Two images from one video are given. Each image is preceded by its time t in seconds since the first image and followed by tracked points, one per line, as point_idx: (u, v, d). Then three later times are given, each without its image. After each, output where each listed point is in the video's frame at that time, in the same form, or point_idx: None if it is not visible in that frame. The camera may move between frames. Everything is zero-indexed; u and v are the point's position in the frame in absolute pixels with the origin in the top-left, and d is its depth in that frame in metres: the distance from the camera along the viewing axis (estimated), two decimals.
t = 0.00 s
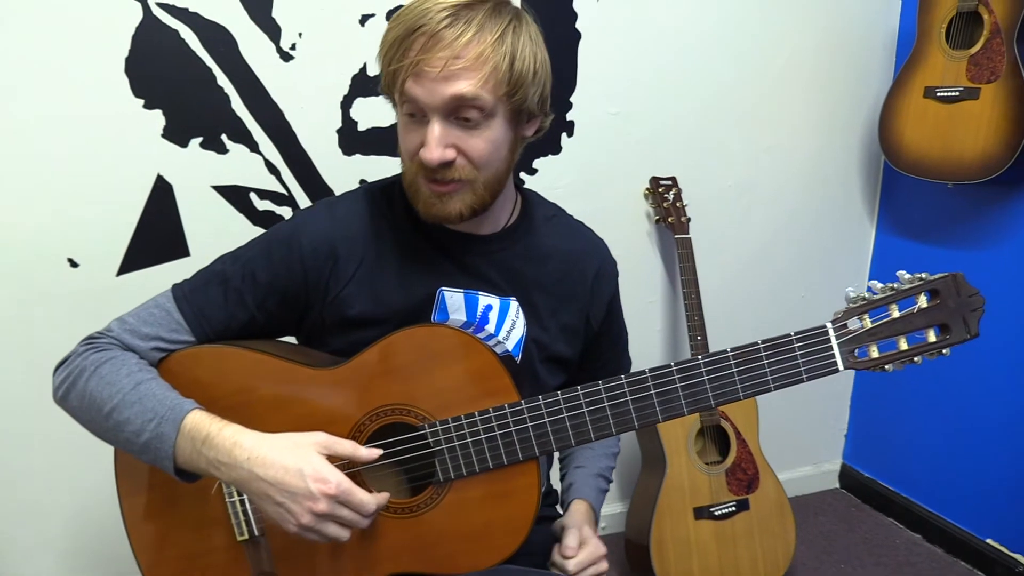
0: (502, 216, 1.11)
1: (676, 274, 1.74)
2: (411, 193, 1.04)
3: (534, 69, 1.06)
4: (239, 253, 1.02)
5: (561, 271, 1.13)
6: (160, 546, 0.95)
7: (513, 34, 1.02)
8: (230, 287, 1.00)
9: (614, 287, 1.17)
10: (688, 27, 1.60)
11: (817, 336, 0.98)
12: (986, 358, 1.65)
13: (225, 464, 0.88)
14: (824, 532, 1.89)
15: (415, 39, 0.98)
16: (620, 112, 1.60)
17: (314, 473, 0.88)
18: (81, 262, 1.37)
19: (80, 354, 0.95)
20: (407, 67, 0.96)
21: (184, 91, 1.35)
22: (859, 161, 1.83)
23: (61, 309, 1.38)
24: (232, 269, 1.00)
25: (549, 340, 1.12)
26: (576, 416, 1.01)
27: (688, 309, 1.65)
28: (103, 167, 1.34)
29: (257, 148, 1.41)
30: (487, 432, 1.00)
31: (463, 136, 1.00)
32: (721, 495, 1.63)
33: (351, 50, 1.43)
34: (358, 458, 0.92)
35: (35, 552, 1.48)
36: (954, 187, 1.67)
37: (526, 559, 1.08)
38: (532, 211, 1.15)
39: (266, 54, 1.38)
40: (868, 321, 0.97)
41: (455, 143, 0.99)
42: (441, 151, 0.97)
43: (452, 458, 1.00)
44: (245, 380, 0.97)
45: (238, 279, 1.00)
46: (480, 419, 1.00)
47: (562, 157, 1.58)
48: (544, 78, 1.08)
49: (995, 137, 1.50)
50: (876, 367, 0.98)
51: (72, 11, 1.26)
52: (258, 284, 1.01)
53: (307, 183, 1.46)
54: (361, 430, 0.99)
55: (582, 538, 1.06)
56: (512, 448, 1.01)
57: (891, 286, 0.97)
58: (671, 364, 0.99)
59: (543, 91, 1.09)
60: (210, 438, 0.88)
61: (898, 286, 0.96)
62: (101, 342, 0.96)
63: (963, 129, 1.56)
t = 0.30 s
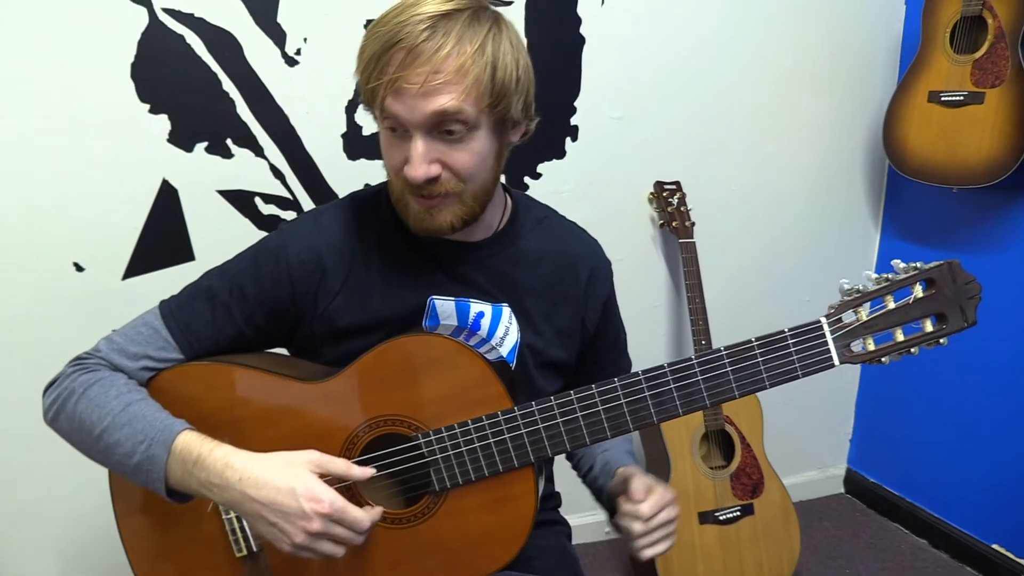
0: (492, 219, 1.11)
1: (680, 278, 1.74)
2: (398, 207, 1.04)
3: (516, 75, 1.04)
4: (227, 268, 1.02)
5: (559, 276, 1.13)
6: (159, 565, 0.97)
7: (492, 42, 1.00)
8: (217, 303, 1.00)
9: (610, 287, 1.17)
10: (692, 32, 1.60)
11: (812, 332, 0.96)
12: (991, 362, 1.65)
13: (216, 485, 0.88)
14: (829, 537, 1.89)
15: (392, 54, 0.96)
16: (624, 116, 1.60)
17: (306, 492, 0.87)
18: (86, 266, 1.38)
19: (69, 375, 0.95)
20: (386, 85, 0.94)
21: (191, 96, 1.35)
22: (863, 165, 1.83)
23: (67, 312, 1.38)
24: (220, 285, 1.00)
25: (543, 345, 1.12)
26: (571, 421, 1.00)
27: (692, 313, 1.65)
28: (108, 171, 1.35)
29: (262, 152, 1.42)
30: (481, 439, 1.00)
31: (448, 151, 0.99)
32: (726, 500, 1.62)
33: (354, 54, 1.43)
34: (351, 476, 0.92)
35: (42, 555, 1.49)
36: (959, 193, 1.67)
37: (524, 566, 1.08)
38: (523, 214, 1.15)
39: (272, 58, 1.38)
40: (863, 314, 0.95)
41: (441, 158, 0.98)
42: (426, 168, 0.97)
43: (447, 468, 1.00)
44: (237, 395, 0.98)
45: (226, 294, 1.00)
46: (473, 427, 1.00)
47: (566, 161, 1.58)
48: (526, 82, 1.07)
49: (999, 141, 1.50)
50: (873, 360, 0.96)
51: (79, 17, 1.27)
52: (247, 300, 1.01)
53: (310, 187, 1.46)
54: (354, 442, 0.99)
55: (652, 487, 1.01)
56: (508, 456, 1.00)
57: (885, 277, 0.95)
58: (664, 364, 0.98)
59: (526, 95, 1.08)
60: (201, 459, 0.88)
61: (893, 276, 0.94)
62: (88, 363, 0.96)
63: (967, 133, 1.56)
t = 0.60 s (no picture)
0: (487, 220, 1.09)
1: (685, 278, 1.74)
2: (391, 224, 1.03)
3: (502, 85, 0.99)
4: (220, 273, 1.02)
5: (561, 276, 1.12)
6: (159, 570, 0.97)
7: (473, 57, 0.94)
8: (212, 308, 1.00)
9: (609, 282, 1.15)
10: (697, 32, 1.60)
11: (809, 325, 0.94)
12: (997, 362, 1.64)
13: (210, 493, 0.88)
14: (836, 539, 1.88)
15: (372, 83, 0.91)
16: (629, 116, 1.60)
17: (300, 501, 0.87)
18: (91, 267, 1.38)
19: (66, 384, 0.96)
20: (368, 119, 0.91)
21: (196, 97, 1.35)
22: (869, 165, 1.83)
23: (73, 313, 1.39)
24: (214, 290, 1.00)
25: (542, 345, 1.11)
26: (567, 420, 1.00)
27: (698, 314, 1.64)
28: (114, 173, 1.35)
29: (267, 153, 1.42)
30: (478, 440, 0.99)
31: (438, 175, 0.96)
32: (733, 501, 1.61)
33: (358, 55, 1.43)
34: (345, 481, 0.91)
35: (51, 556, 1.49)
36: (966, 193, 1.66)
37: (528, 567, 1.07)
38: (517, 214, 1.13)
39: (276, 60, 1.38)
40: (862, 306, 0.93)
41: (431, 184, 0.95)
42: (417, 197, 0.94)
43: (445, 469, 1.00)
44: (230, 402, 0.98)
45: (220, 300, 1.00)
46: (470, 428, 0.99)
47: (571, 162, 1.58)
48: (513, 88, 1.02)
49: (1006, 139, 1.50)
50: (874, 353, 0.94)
51: (85, 18, 1.27)
52: (242, 305, 1.01)
53: (315, 188, 1.46)
54: (351, 446, 0.99)
55: (677, 454, 1.01)
56: (505, 456, 1.00)
57: (884, 268, 0.93)
58: (660, 361, 0.96)
59: (514, 100, 1.03)
60: (195, 467, 0.88)
61: (892, 267, 0.92)
62: (86, 371, 0.96)
63: (973, 132, 1.55)
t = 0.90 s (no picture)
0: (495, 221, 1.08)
1: (690, 277, 1.73)
2: (395, 233, 1.03)
3: (506, 105, 0.96)
4: (230, 270, 1.03)
5: (570, 275, 1.11)
6: (166, 563, 0.97)
7: (477, 84, 0.91)
8: (222, 304, 1.01)
9: (619, 282, 1.14)
10: (702, 31, 1.59)
11: (817, 323, 0.93)
12: (1003, 361, 1.64)
13: (216, 486, 0.88)
14: (840, 538, 1.87)
15: (372, 114, 0.89)
16: (634, 115, 1.59)
17: (307, 493, 0.87)
18: (96, 266, 1.38)
19: (76, 377, 0.96)
20: (370, 151, 0.89)
21: (201, 96, 1.35)
22: (874, 163, 1.82)
23: (77, 311, 1.38)
24: (224, 286, 1.01)
25: (551, 345, 1.10)
26: (574, 417, 0.99)
27: (702, 312, 1.64)
28: (118, 172, 1.35)
29: (271, 152, 1.42)
30: (485, 437, 0.99)
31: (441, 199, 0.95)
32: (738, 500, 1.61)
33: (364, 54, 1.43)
34: (351, 472, 0.92)
35: (56, 554, 1.49)
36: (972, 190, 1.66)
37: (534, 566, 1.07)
38: (526, 215, 1.12)
39: (280, 58, 1.38)
40: (870, 306, 0.93)
41: (434, 209, 0.95)
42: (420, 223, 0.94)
43: (451, 465, 1.00)
44: (238, 396, 0.99)
45: (230, 296, 1.01)
46: (477, 425, 0.99)
47: (575, 160, 1.58)
48: (518, 104, 0.99)
49: (1011, 139, 1.49)
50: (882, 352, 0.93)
51: (89, 17, 1.27)
52: (251, 300, 1.02)
53: (320, 186, 1.46)
54: (358, 442, 1.00)
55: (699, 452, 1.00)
56: (511, 453, 1.00)
57: (892, 268, 0.92)
58: (668, 359, 0.96)
59: (519, 116, 1.00)
60: (201, 460, 0.88)
61: (900, 267, 0.91)
62: (95, 365, 0.97)
63: (979, 131, 1.55)
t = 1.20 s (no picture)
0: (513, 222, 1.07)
1: (693, 274, 1.73)
2: (415, 229, 1.03)
3: (534, 107, 0.96)
4: (247, 259, 1.02)
5: (578, 274, 1.10)
6: (175, 547, 0.97)
7: (508, 83, 0.91)
8: (238, 294, 1.00)
9: (633, 286, 1.14)
10: (706, 27, 1.59)
11: (832, 332, 0.93)
12: (1009, 361, 1.63)
13: (229, 471, 0.88)
14: (842, 535, 1.87)
15: (403, 108, 0.89)
16: (637, 111, 1.59)
17: (321, 483, 0.87)
18: (99, 262, 1.38)
19: (90, 359, 0.96)
20: (398, 145, 0.89)
21: (204, 91, 1.35)
22: (879, 161, 1.82)
23: (81, 307, 1.39)
24: (241, 275, 1.01)
25: (565, 346, 1.11)
26: (587, 416, 0.99)
27: (706, 310, 1.64)
28: (122, 168, 1.35)
29: (274, 148, 1.41)
30: (497, 434, 0.99)
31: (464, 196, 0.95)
32: (740, 498, 1.61)
33: (368, 51, 1.42)
34: (362, 463, 0.93)
35: (59, 549, 1.50)
36: (975, 187, 1.65)
37: (541, 561, 1.07)
38: (544, 214, 1.11)
39: (283, 53, 1.38)
40: (884, 315, 0.93)
41: (457, 206, 0.95)
42: (442, 219, 0.94)
43: (462, 460, 1.00)
44: (252, 385, 0.98)
45: (247, 285, 1.01)
46: (489, 422, 0.99)
47: (579, 157, 1.57)
48: (545, 107, 0.99)
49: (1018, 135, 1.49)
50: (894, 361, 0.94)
51: (92, 12, 1.27)
52: (268, 290, 1.01)
53: (324, 183, 1.46)
54: (367, 437, 1.00)
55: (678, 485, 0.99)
56: (523, 450, 1.00)
57: (907, 279, 0.93)
58: (682, 362, 0.96)
59: (545, 119, 1.01)
60: (216, 445, 0.88)
61: (915, 278, 0.92)
62: (110, 347, 0.96)
63: (985, 127, 1.54)
